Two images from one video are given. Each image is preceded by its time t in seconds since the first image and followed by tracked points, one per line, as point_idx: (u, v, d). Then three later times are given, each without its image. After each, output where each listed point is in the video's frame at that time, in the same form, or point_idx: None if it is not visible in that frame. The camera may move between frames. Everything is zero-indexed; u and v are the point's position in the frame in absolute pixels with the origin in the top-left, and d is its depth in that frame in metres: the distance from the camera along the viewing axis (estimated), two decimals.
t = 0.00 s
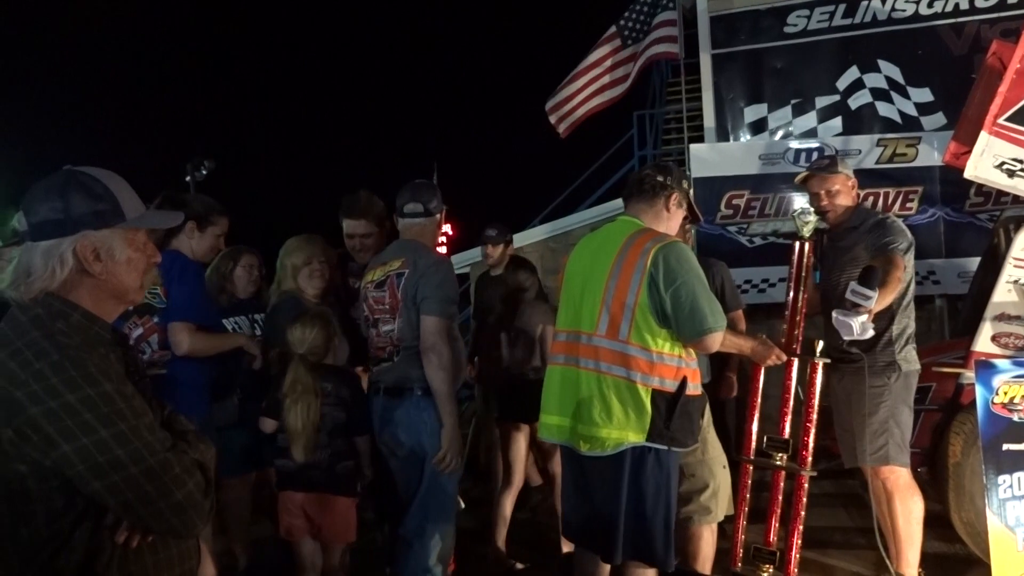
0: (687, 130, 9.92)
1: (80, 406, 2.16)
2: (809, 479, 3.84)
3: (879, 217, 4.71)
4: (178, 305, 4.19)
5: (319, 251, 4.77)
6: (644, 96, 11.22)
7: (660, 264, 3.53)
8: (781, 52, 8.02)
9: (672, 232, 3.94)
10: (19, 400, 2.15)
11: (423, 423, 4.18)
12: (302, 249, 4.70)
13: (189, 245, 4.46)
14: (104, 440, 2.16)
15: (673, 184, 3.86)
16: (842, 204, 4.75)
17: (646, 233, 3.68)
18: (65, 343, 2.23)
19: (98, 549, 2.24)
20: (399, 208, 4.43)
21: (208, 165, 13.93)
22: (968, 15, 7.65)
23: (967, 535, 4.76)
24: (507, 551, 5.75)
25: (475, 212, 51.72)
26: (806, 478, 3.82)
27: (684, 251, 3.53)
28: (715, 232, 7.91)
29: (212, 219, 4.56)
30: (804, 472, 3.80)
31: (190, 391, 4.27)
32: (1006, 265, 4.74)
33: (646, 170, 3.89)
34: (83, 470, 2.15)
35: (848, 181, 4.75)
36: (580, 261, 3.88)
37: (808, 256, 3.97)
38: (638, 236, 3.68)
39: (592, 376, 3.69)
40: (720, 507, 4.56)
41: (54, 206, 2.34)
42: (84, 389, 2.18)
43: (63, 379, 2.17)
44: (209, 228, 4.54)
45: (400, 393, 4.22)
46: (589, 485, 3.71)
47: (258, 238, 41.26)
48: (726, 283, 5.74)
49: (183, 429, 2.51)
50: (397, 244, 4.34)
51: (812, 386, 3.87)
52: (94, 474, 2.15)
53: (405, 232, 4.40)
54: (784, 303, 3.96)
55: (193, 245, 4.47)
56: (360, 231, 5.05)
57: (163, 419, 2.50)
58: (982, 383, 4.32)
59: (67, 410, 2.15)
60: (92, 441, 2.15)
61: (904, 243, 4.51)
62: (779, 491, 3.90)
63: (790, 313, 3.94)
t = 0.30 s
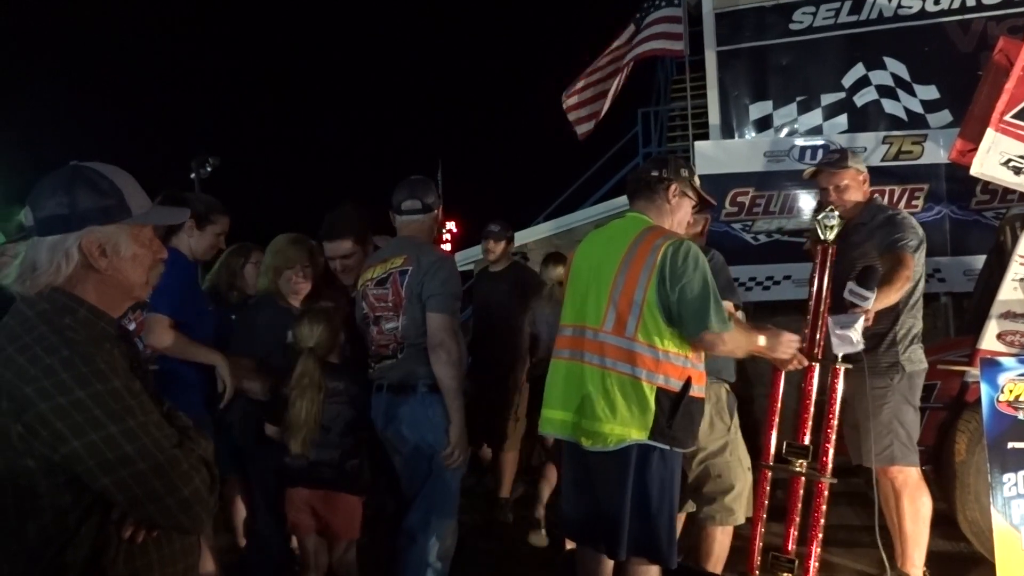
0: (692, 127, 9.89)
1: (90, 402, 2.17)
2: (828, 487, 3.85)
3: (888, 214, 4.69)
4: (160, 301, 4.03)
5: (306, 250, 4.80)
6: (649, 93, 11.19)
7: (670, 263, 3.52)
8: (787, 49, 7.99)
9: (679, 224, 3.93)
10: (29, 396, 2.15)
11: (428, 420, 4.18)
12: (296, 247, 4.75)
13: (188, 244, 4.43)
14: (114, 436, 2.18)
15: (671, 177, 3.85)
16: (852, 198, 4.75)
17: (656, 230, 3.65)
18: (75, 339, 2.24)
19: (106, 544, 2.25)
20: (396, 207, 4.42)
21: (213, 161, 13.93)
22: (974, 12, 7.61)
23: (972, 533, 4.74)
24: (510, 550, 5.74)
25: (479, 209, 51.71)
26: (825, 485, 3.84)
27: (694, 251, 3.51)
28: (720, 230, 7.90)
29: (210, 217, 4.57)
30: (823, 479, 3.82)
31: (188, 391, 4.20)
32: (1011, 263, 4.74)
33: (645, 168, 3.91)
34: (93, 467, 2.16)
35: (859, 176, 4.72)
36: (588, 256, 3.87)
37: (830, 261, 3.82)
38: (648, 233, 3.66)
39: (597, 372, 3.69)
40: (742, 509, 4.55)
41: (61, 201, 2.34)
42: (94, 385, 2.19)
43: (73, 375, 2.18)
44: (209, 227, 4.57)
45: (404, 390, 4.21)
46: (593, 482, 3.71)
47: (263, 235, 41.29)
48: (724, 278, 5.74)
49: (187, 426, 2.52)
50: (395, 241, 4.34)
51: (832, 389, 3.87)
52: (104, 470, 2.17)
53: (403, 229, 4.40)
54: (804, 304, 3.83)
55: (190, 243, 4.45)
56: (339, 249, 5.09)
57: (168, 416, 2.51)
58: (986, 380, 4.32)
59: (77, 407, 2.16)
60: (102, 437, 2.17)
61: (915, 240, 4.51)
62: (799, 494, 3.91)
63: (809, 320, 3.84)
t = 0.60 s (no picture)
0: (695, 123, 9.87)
1: (99, 397, 2.17)
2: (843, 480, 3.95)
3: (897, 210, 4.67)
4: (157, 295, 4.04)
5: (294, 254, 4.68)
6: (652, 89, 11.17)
7: (697, 268, 3.50)
8: (791, 46, 7.97)
9: (699, 221, 3.95)
10: (39, 390, 2.15)
11: (433, 417, 4.19)
12: (283, 245, 4.68)
13: (189, 239, 4.48)
14: (122, 431, 2.18)
15: (688, 175, 3.86)
16: (858, 193, 4.73)
17: (681, 231, 3.62)
18: (83, 335, 2.24)
19: (112, 537, 2.25)
20: (394, 199, 4.43)
21: (217, 156, 13.92)
22: (980, 8, 7.58)
23: (975, 531, 4.72)
24: (512, 547, 5.74)
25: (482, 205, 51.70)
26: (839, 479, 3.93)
27: (720, 258, 3.51)
28: (724, 226, 7.88)
29: (210, 212, 4.55)
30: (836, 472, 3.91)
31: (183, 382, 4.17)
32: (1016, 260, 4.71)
33: (661, 165, 3.91)
34: (101, 461, 2.16)
35: (865, 171, 4.71)
36: (603, 250, 3.82)
37: (806, 261, 4.08)
38: (674, 234, 3.62)
39: (610, 368, 3.66)
40: (751, 506, 4.54)
41: (65, 195, 2.35)
42: (102, 381, 2.19)
43: (82, 370, 2.18)
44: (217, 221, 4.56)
45: (408, 386, 4.21)
46: (594, 478, 3.70)
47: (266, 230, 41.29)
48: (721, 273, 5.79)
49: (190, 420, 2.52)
50: (396, 236, 4.33)
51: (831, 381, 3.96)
52: (112, 464, 2.17)
53: (403, 222, 4.40)
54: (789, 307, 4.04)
55: (191, 240, 4.49)
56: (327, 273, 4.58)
57: (172, 410, 2.52)
58: (990, 378, 4.31)
59: (86, 402, 2.16)
60: (110, 432, 2.17)
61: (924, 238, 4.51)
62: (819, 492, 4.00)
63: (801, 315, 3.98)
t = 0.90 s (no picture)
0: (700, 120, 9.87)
1: (109, 392, 2.18)
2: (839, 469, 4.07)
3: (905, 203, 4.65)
4: (170, 292, 3.99)
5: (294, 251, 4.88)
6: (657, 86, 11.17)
7: (710, 263, 3.49)
8: (797, 42, 7.95)
9: (707, 219, 3.94)
10: (50, 385, 2.16)
11: (435, 414, 4.18)
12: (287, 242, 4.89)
13: (198, 236, 4.46)
14: (132, 426, 2.19)
15: (697, 172, 3.85)
16: (865, 187, 4.72)
17: (694, 227, 3.62)
18: (93, 331, 2.25)
19: (121, 530, 2.27)
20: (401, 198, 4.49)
21: (222, 153, 13.94)
22: (986, 5, 7.57)
23: (982, 529, 4.69)
24: (518, 544, 5.74)
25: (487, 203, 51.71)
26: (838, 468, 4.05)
27: (732, 253, 3.52)
28: (729, 223, 7.89)
29: (218, 209, 4.55)
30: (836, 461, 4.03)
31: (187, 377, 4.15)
32: None
33: (670, 161, 3.91)
34: (111, 455, 2.17)
35: (872, 166, 4.70)
36: (615, 246, 3.81)
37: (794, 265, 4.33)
38: (687, 230, 3.62)
39: (623, 364, 3.66)
40: (750, 499, 4.53)
41: (77, 193, 2.35)
42: (112, 376, 2.20)
43: (92, 366, 2.19)
44: (224, 217, 4.55)
45: (412, 382, 4.22)
46: (602, 474, 3.71)
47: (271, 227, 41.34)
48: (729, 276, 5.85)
49: (197, 415, 2.53)
50: (404, 230, 4.36)
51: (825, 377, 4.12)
52: (122, 458, 2.17)
53: (412, 217, 4.40)
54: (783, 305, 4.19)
55: (200, 235, 4.47)
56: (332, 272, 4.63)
57: (180, 406, 2.52)
58: (997, 374, 4.30)
59: (97, 397, 2.17)
60: (120, 427, 2.17)
61: (930, 231, 4.48)
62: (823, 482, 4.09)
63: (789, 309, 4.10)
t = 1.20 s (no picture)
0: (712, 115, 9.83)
1: (123, 381, 2.19)
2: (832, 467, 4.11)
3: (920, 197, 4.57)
4: (196, 284, 3.99)
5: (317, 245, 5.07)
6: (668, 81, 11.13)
7: (713, 252, 3.49)
8: (809, 36, 7.89)
9: (715, 215, 3.91)
10: (65, 375, 2.17)
11: (440, 409, 4.17)
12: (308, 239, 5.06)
13: (219, 227, 4.44)
14: (145, 415, 2.19)
15: (710, 167, 3.84)
16: (874, 180, 4.72)
17: (698, 218, 3.62)
18: (106, 321, 2.26)
19: (135, 519, 2.27)
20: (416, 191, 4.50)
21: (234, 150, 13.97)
22: None
23: (996, 526, 4.64)
24: (530, 538, 5.75)
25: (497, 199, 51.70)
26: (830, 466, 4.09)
27: (736, 242, 3.51)
28: (741, 218, 7.87)
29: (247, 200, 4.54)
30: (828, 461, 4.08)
31: (209, 371, 4.13)
32: None
33: (683, 155, 3.90)
34: (125, 443, 2.17)
35: (882, 159, 4.69)
36: (622, 241, 3.81)
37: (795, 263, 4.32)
38: (690, 221, 3.62)
39: (631, 357, 3.64)
40: (755, 491, 4.52)
41: (89, 189, 2.36)
42: (125, 366, 2.21)
43: (106, 356, 2.20)
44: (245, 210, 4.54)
45: (418, 376, 4.22)
46: (613, 468, 3.70)
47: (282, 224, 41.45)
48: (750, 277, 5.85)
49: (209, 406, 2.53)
50: (415, 223, 4.37)
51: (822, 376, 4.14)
52: (136, 447, 2.18)
53: (426, 209, 4.41)
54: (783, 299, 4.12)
55: (222, 226, 4.45)
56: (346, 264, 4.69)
57: (193, 396, 2.53)
58: (1011, 370, 4.28)
59: (111, 386, 2.18)
60: (134, 415, 2.18)
61: (941, 220, 4.43)
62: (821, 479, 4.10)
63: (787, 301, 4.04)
